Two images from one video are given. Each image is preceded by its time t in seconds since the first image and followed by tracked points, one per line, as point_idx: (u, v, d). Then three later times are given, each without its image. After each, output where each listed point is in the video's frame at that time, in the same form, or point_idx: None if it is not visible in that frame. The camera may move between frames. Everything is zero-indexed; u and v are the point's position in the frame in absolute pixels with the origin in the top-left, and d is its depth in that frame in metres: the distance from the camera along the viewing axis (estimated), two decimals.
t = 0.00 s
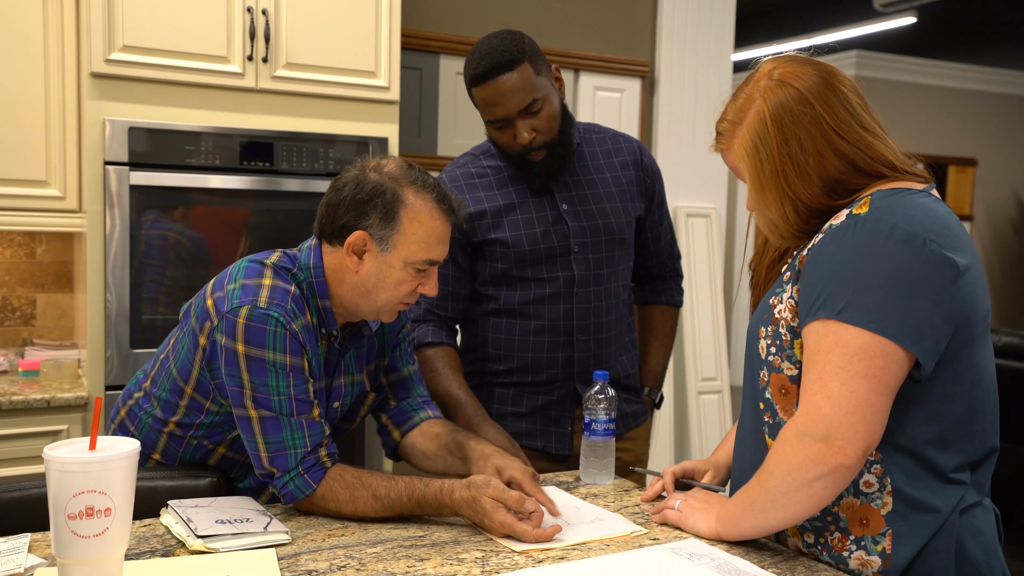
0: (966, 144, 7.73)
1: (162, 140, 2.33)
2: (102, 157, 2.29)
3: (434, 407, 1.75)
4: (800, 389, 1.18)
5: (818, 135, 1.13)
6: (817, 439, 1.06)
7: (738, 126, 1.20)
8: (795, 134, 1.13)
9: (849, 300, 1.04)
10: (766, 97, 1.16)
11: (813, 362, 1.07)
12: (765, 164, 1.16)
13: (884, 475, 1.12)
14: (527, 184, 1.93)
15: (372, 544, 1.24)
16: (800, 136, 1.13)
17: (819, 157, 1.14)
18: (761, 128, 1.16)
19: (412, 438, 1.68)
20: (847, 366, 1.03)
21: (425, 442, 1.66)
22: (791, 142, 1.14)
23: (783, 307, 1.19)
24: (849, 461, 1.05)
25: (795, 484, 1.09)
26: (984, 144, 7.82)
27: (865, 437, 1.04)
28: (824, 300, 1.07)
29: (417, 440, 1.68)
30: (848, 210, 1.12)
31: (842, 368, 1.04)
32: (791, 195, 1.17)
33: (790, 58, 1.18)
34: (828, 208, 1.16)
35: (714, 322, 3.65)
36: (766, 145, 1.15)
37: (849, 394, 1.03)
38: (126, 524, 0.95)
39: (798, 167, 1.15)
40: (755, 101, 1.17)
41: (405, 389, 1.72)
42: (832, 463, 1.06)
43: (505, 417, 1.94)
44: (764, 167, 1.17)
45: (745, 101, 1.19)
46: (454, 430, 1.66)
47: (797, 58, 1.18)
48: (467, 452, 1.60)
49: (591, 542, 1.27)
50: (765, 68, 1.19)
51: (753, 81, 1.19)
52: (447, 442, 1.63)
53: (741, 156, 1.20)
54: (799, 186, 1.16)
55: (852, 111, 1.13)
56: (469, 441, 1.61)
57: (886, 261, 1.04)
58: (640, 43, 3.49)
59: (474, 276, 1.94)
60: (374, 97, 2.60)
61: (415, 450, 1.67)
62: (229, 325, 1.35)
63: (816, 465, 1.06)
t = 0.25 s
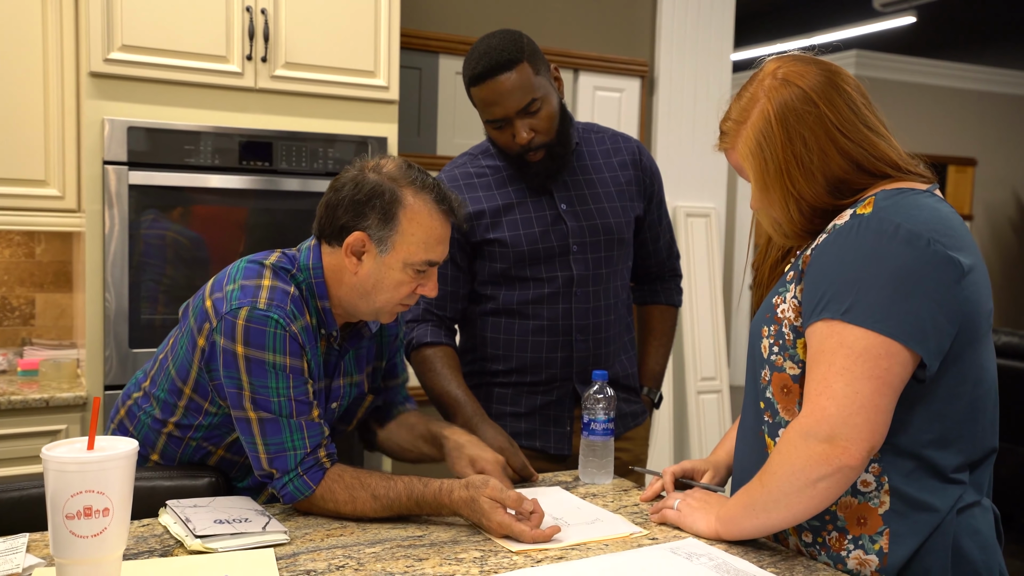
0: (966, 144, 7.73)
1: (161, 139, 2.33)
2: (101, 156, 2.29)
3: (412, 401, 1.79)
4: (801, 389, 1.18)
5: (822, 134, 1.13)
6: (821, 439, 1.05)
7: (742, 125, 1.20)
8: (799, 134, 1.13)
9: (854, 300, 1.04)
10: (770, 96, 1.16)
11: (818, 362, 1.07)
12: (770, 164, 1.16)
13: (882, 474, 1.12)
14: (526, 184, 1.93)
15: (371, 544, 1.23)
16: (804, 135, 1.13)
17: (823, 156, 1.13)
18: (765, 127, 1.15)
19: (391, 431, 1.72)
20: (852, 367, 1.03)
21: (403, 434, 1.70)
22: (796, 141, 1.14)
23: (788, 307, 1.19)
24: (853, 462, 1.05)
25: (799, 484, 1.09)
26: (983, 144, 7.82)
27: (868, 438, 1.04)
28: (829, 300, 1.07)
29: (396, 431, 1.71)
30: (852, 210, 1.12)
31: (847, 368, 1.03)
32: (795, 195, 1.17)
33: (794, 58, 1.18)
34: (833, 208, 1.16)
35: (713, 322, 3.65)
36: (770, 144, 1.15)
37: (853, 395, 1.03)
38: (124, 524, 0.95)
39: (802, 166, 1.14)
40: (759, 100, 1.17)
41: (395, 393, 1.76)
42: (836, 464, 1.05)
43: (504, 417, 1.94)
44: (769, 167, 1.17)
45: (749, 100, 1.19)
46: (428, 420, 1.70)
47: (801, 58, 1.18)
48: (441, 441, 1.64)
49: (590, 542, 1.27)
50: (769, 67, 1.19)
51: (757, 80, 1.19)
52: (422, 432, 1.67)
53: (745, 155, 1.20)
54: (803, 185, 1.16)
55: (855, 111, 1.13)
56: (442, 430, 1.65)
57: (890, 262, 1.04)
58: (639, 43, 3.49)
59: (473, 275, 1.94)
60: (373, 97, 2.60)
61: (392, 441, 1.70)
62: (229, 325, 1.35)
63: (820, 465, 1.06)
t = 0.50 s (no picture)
0: (963, 144, 7.74)
1: (158, 139, 2.33)
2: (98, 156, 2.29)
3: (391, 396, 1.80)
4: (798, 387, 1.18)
5: (821, 133, 1.13)
6: (814, 437, 1.06)
7: (742, 124, 1.20)
8: (798, 133, 1.13)
9: (849, 298, 1.05)
10: (770, 94, 1.16)
11: (813, 360, 1.07)
12: (769, 163, 1.16)
13: (876, 474, 1.13)
14: (523, 184, 1.93)
15: (367, 545, 1.23)
16: (804, 134, 1.13)
17: (822, 155, 1.14)
18: (765, 126, 1.16)
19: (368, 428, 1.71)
20: (846, 365, 1.03)
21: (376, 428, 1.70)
22: (795, 140, 1.14)
23: (782, 305, 1.19)
24: (845, 460, 1.05)
25: (791, 482, 1.09)
26: (980, 145, 7.83)
27: (861, 436, 1.04)
28: (824, 298, 1.07)
29: (371, 428, 1.70)
30: (849, 210, 1.12)
31: (841, 366, 1.04)
32: (793, 194, 1.17)
33: (795, 57, 1.18)
34: (831, 207, 1.16)
35: (710, 322, 3.65)
36: (770, 142, 1.15)
37: (846, 393, 1.03)
38: (120, 524, 0.95)
39: (801, 165, 1.15)
40: (759, 99, 1.17)
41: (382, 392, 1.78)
42: (828, 461, 1.06)
43: (501, 417, 1.94)
44: (768, 165, 1.17)
45: (749, 99, 1.19)
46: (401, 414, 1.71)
47: (801, 57, 1.18)
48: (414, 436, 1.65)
49: (587, 542, 1.27)
50: (770, 66, 1.19)
51: (758, 78, 1.20)
52: (396, 427, 1.68)
53: (744, 153, 1.20)
54: (801, 184, 1.16)
55: (855, 110, 1.13)
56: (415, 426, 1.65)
57: (886, 261, 1.04)
58: (636, 43, 3.49)
59: (470, 276, 1.94)
60: (370, 97, 2.60)
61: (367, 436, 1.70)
62: (225, 326, 1.35)
63: (812, 463, 1.07)
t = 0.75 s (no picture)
0: (960, 145, 7.75)
1: (155, 140, 2.33)
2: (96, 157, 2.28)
3: (399, 407, 1.79)
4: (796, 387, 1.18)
5: (818, 133, 1.13)
6: (808, 435, 1.06)
7: (741, 122, 1.21)
8: (796, 132, 1.14)
9: (844, 297, 1.05)
10: (769, 93, 1.16)
11: (808, 359, 1.07)
12: (766, 161, 1.17)
13: (872, 475, 1.13)
14: (521, 185, 1.93)
15: (365, 546, 1.23)
16: (801, 133, 1.13)
17: (819, 155, 1.14)
18: (763, 125, 1.16)
19: (373, 437, 1.71)
20: (841, 364, 1.04)
21: (382, 440, 1.69)
22: (793, 139, 1.14)
23: (779, 304, 1.19)
24: (840, 458, 1.05)
25: (787, 480, 1.09)
26: (977, 146, 7.85)
27: (855, 434, 1.04)
28: (819, 297, 1.07)
29: (377, 439, 1.70)
30: (845, 210, 1.12)
31: (836, 365, 1.04)
32: (791, 193, 1.17)
33: (794, 57, 1.19)
34: (828, 207, 1.16)
35: (708, 323, 3.66)
36: (767, 141, 1.16)
37: (841, 392, 1.03)
38: (117, 525, 0.95)
39: (798, 165, 1.15)
40: (758, 98, 1.18)
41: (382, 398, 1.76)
42: (823, 460, 1.06)
43: (499, 419, 1.94)
44: (765, 163, 1.17)
45: (748, 97, 1.20)
46: (408, 426, 1.69)
47: (801, 57, 1.18)
48: (422, 449, 1.62)
49: (585, 545, 1.27)
50: (769, 65, 1.19)
51: (757, 78, 1.20)
52: (402, 438, 1.66)
53: (742, 151, 1.20)
54: (799, 183, 1.16)
55: (853, 111, 1.13)
56: (422, 438, 1.63)
57: (881, 260, 1.04)
58: (634, 45, 3.49)
59: (468, 277, 1.93)
60: (368, 98, 2.60)
61: (373, 448, 1.70)
62: (223, 326, 1.35)
63: (807, 461, 1.07)
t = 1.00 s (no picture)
0: (958, 146, 7.76)
1: (154, 142, 2.33)
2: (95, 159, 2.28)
3: (403, 408, 1.79)
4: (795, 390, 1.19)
5: (816, 134, 1.13)
6: (804, 436, 1.06)
7: (738, 123, 1.21)
8: (793, 133, 1.14)
9: (840, 298, 1.05)
10: (767, 94, 1.16)
11: (804, 360, 1.07)
12: (764, 162, 1.17)
13: (868, 477, 1.13)
14: (521, 187, 1.93)
15: (364, 548, 1.23)
16: (799, 134, 1.14)
17: (817, 156, 1.14)
18: (760, 125, 1.16)
19: (378, 438, 1.71)
20: (837, 365, 1.04)
21: (387, 440, 1.69)
22: (790, 140, 1.14)
23: (778, 306, 1.19)
24: (836, 459, 1.05)
25: (783, 481, 1.10)
26: (976, 147, 7.85)
27: (851, 436, 1.04)
28: (815, 298, 1.07)
29: (381, 439, 1.70)
30: (842, 211, 1.12)
31: (832, 366, 1.04)
32: (788, 194, 1.17)
33: (792, 58, 1.19)
34: (825, 208, 1.17)
35: (707, 324, 3.66)
36: (765, 142, 1.16)
37: (836, 393, 1.03)
38: (117, 528, 0.95)
39: (795, 166, 1.15)
40: (756, 99, 1.18)
41: (384, 399, 1.76)
42: (820, 461, 1.06)
43: (499, 421, 1.94)
44: (762, 163, 1.17)
45: (746, 98, 1.20)
46: (413, 425, 1.69)
47: (798, 58, 1.18)
48: (425, 448, 1.62)
49: (584, 548, 1.27)
50: (767, 66, 1.20)
51: (755, 79, 1.20)
52: (407, 438, 1.66)
53: (739, 152, 1.21)
54: (796, 184, 1.16)
55: (851, 112, 1.14)
56: (425, 437, 1.63)
57: (877, 261, 1.05)
58: (633, 46, 3.50)
59: (468, 278, 1.94)
60: (367, 100, 2.60)
61: (376, 446, 1.70)
62: (224, 328, 1.35)
63: (803, 462, 1.07)
